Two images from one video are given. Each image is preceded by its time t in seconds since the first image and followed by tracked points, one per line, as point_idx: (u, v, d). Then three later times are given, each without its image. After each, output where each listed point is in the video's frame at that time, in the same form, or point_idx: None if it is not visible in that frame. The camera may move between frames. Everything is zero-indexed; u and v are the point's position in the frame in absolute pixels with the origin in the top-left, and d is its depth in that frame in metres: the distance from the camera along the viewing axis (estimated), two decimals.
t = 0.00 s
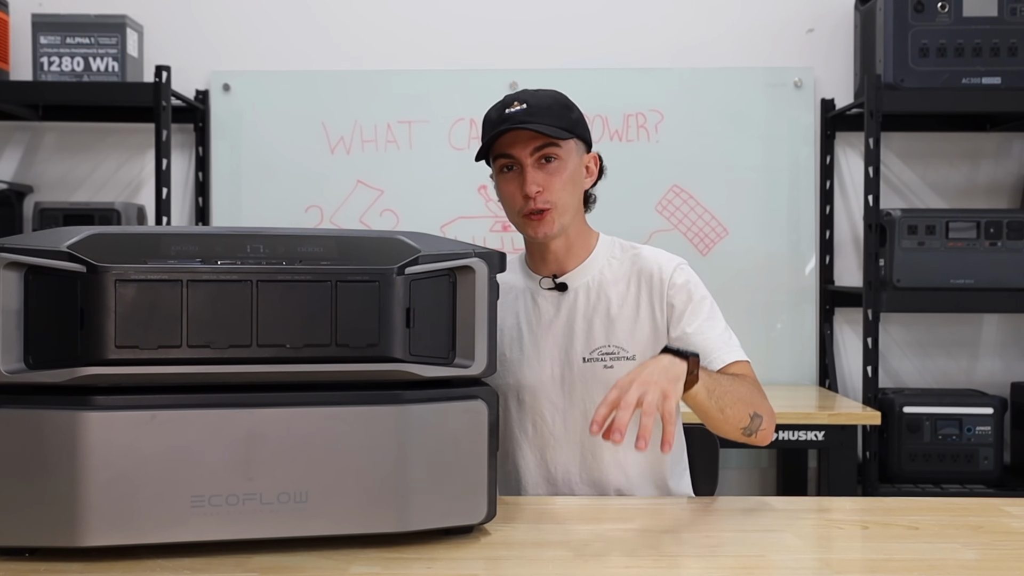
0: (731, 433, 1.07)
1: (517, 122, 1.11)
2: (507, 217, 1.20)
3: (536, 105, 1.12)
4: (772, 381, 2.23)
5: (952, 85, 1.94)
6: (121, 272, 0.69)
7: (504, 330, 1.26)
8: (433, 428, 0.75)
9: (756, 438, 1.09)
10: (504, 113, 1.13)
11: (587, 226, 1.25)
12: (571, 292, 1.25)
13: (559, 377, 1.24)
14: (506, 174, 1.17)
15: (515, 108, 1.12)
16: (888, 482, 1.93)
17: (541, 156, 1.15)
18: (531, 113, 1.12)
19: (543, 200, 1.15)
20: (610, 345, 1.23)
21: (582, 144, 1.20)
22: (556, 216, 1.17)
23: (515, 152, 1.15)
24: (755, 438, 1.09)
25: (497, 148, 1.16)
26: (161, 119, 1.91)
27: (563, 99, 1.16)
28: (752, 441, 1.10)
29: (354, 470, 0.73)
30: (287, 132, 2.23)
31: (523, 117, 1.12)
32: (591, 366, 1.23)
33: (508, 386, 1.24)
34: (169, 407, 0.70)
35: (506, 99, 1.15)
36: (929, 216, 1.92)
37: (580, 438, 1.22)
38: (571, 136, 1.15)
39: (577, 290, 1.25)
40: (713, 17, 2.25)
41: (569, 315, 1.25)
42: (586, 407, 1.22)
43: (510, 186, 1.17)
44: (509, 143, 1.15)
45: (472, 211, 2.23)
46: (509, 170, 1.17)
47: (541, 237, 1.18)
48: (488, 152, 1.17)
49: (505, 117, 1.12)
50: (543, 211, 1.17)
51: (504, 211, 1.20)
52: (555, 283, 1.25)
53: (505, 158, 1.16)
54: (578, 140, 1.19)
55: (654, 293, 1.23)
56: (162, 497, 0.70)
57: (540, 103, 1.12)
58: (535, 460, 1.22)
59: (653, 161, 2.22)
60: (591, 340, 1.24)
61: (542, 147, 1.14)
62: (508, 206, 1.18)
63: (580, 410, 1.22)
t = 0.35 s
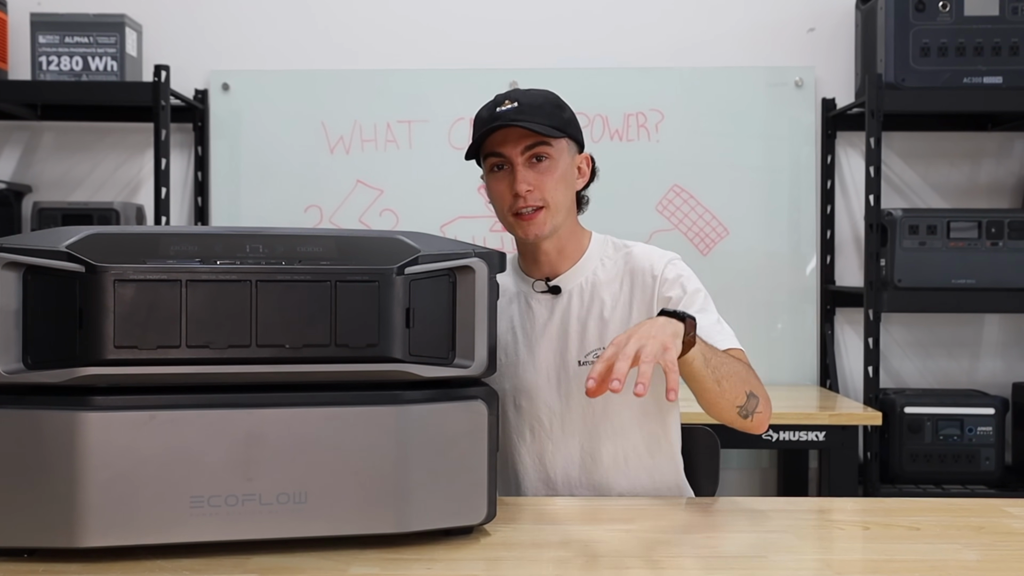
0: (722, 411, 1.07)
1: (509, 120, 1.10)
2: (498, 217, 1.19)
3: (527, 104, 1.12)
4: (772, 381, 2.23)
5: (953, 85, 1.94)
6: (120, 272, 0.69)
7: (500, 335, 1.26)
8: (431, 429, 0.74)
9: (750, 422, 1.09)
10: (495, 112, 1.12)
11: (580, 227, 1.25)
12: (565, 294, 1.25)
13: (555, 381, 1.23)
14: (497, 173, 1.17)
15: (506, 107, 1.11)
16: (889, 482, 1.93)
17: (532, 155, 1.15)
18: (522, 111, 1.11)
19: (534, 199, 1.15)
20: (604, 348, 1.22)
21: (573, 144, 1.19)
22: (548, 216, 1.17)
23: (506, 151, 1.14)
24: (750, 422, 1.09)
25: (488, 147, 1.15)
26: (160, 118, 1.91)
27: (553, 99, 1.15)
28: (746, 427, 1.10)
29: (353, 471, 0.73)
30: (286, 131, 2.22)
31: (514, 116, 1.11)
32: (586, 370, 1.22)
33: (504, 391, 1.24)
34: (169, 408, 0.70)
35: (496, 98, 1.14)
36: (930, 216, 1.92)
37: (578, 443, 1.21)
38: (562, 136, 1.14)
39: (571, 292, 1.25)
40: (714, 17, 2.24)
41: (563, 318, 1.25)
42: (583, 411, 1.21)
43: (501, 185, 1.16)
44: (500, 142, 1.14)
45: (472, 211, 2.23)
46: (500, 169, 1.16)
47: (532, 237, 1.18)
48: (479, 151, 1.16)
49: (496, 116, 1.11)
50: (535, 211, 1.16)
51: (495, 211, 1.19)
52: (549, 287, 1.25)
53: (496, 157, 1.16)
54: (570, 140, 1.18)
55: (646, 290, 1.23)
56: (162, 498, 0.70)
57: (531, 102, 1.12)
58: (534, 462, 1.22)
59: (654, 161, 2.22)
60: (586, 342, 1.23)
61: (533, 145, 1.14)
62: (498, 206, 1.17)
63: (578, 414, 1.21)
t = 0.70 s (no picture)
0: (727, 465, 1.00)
1: (516, 118, 1.10)
2: (501, 215, 1.19)
3: (535, 102, 1.12)
4: (772, 381, 2.22)
5: (954, 84, 1.94)
6: (119, 272, 0.69)
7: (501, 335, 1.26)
8: (431, 429, 0.74)
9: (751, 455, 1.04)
10: (502, 109, 1.12)
11: (583, 227, 1.25)
12: (567, 296, 1.24)
13: (557, 382, 1.23)
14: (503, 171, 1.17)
15: (513, 105, 1.12)
16: (890, 483, 1.93)
17: (539, 153, 1.15)
18: (530, 109, 1.11)
19: (540, 196, 1.15)
20: (607, 351, 1.22)
21: (580, 144, 1.20)
22: (554, 215, 1.17)
23: (512, 148, 1.14)
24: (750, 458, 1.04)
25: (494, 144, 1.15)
26: (159, 118, 1.90)
27: (561, 98, 1.15)
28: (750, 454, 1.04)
29: (353, 471, 0.72)
30: (286, 131, 2.22)
31: (520, 113, 1.11)
32: (589, 373, 1.22)
33: (504, 392, 1.24)
34: (168, 408, 0.69)
35: (503, 95, 1.14)
36: (931, 216, 1.92)
37: (577, 445, 1.21)
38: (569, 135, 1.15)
39: (574, 294, 1.25)
40: (714, 16, 2.24)
41: (566, 320, 1.24)
42: (583, 414, 1.21)
43: (506, 182, 1.16)
44: (507, 139, 1.14)
45: (472, 211, 2.23)
46: (506, 167, 1.16)
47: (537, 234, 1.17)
48: (484, 148, 1.16)
49: (503, 113, 1.11)
50: (541, 209, 1.16)
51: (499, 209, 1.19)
52: (551, 289, 1.24)
53: (502, 155, 1.16)
54: (576, 140, 1.19)
55: (649, 296, 1.22)
56: (162, 498, 0.70)
57: (539, 100, 1.12)
58: (534, 463, 1.22)
59: (654, 160, 2.21)
60: (588, 345, 1.23)
61: (540, 143, 1.14)
62: (503, 203, 1.17)
63: (579, 416, 1.22)
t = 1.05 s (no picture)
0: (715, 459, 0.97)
1: (554, 108, 1.12)
2: (526, 203, 1.19)
3: (573, 97, 1.14)
4: (773, 382, 2.22)
5: (955, 84, 1.93)
6: (117, 272, 0.69)
7: (512, 328, 1.26)
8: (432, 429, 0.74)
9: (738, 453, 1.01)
10: (541, 99, 1.14)
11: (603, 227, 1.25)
12: (581, 291, 1.24)
13: (566, 377, 1.23)
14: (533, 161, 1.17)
15: (552, 96, 1.14)
16: (891, 483, 1.93)
17: (570, 146, 1.16)
18: (568, 101, 1.13)
19: (567, 187, 1.15)
20: (618, 345, 1.22)
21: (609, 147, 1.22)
22: (577, 207, 1.16)
23: (546, 138, 1.15)
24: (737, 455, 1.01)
25: (527, 133, 1.17)
26: (158, 118, 1.90)
27: (598, 99, 1.18)
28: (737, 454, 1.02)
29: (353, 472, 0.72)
30: (286, 131, 2.22)
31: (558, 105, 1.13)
32: (599, 366, 1.22)
33: (514, 383, 1.24)
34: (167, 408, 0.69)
35: (542, 87, 1.16)
36: (933, 216, 1.91)
37: (584, 439, 1.21)
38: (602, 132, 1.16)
39: (587, 289, 1.24)
40: (714, 15, 2.24)
41: (578, 315, 1.24)
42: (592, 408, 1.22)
43: (535, 170, 1.16)
44: (541, 128, 1.16)
45: (472, 210, 2.22)
46: (536, 156, 1.17)
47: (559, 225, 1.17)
48: (518, 136, 1.17)
49: (541, 103, 1.13)
50: (566, 200, 1.16)
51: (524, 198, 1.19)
52: (566, 282, 1.24)
53: (534, 144, 1.17)
54: (608, 142, 1.20)
55: (663, 294, 1.22)
56: (161, 499, 0.69)
57: (577, 95, 1.14)
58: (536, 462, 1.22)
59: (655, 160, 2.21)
60: (599, 338, 1.23)
61: (573, 136, 1.16)
62: (529, 191, 1.17)
63: (587, 409, 1.22)
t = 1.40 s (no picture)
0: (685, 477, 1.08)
1: (595, 107, 1.15)
2: (548, 193, 1.19)
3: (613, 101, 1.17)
4: (774, 382, 2.22)
5: (956, 83, 1.93)
6: (116, 272, 0.68)
7: (516, 324, 1.25)
8: (431, 429, 0.74)
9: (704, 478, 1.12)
10: (583, 96, 1.17)
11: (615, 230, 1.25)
12: (586, 288, 1.23)
13: (569, 373, 1.23)
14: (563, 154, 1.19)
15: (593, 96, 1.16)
16: (891, 483, 1.92)
17: (602, 148, 1.19)
18: (609, 104, 1.16)
19: (594, 186, 1.17)
20: (622, 344, 1.21)
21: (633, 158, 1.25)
22: (599, 209, 1.18)
23: (582, 134, 1.18)
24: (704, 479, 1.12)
25: (562, 126, 1.18)
26: (158, 117, 1.90)
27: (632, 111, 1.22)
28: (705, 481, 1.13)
29: (352, 472, 0.72)
30: (286, 130, 2.22)
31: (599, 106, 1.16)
32: (601, 365, 1.22)
33: (517, 378, 1.23)
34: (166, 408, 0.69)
35: (584, 86, 1.19)
36: (934, 216, 1.91)
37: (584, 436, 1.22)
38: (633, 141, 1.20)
39: (593, 287, 1.23)
40: (714, 14, 2.24)
41: (583, 312, 1.23)
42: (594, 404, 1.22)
43: (565, 163, 1.18)
44: (578, 124, 1.18)
45: (472, 210, 2.22)
46: (566, 150, 1.19)
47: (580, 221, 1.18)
48: (552, 128, 1.19)
49: (583, 100, 1.16)
50: (590, 199, 1.18)
51: (546, 187, 1.19)
52: (571, 279, 1.23)
53: (567, 139, 1.19)
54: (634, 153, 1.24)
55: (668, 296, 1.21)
56: (159, 499, 0.69)
57: (617, 101, 1.18)
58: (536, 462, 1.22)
59: (656, 159, 2.21)
60: (603, 336, 1.22)
61: (607, 139, 1.19)
62: (555, 182, 1.18)
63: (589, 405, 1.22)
